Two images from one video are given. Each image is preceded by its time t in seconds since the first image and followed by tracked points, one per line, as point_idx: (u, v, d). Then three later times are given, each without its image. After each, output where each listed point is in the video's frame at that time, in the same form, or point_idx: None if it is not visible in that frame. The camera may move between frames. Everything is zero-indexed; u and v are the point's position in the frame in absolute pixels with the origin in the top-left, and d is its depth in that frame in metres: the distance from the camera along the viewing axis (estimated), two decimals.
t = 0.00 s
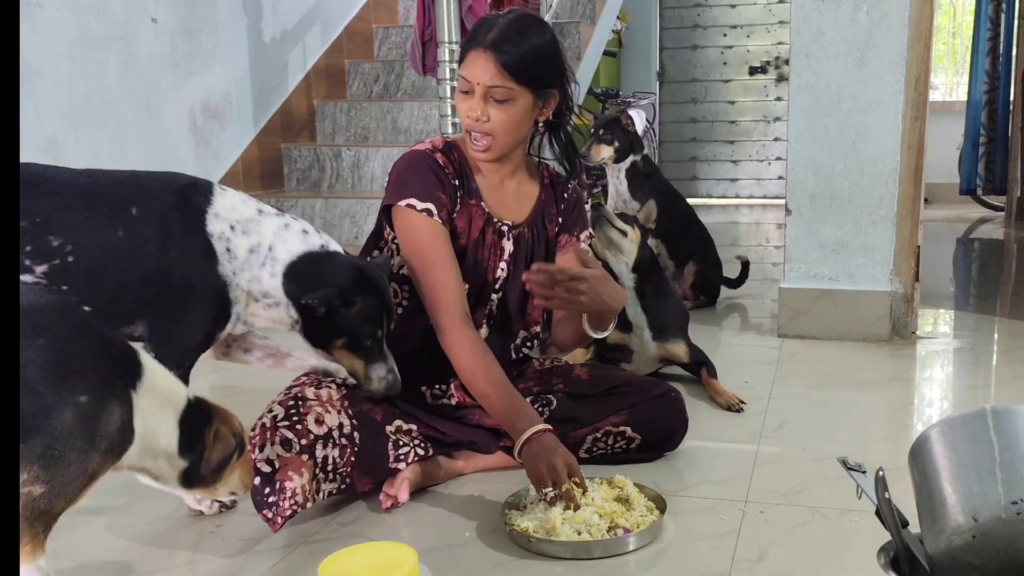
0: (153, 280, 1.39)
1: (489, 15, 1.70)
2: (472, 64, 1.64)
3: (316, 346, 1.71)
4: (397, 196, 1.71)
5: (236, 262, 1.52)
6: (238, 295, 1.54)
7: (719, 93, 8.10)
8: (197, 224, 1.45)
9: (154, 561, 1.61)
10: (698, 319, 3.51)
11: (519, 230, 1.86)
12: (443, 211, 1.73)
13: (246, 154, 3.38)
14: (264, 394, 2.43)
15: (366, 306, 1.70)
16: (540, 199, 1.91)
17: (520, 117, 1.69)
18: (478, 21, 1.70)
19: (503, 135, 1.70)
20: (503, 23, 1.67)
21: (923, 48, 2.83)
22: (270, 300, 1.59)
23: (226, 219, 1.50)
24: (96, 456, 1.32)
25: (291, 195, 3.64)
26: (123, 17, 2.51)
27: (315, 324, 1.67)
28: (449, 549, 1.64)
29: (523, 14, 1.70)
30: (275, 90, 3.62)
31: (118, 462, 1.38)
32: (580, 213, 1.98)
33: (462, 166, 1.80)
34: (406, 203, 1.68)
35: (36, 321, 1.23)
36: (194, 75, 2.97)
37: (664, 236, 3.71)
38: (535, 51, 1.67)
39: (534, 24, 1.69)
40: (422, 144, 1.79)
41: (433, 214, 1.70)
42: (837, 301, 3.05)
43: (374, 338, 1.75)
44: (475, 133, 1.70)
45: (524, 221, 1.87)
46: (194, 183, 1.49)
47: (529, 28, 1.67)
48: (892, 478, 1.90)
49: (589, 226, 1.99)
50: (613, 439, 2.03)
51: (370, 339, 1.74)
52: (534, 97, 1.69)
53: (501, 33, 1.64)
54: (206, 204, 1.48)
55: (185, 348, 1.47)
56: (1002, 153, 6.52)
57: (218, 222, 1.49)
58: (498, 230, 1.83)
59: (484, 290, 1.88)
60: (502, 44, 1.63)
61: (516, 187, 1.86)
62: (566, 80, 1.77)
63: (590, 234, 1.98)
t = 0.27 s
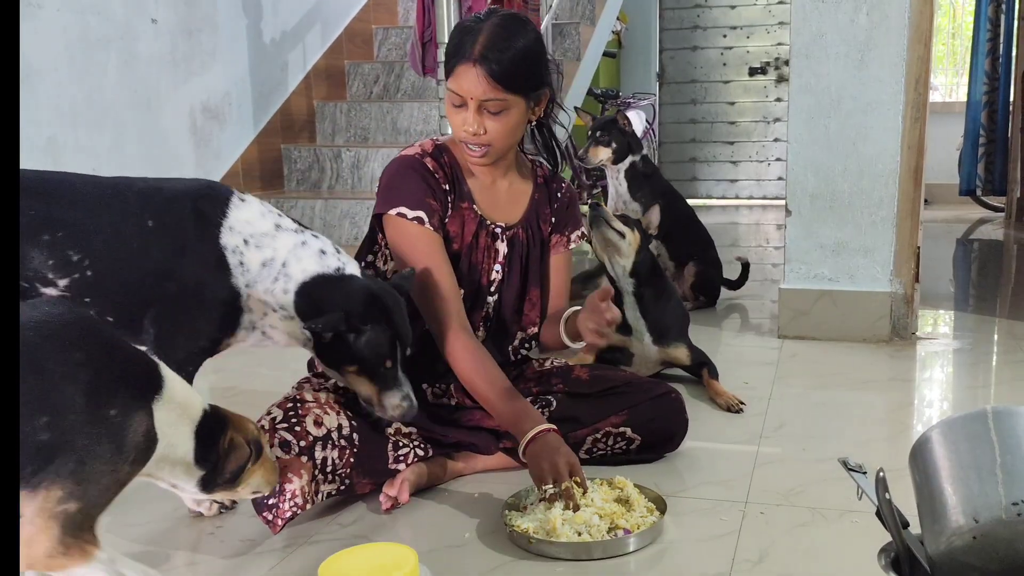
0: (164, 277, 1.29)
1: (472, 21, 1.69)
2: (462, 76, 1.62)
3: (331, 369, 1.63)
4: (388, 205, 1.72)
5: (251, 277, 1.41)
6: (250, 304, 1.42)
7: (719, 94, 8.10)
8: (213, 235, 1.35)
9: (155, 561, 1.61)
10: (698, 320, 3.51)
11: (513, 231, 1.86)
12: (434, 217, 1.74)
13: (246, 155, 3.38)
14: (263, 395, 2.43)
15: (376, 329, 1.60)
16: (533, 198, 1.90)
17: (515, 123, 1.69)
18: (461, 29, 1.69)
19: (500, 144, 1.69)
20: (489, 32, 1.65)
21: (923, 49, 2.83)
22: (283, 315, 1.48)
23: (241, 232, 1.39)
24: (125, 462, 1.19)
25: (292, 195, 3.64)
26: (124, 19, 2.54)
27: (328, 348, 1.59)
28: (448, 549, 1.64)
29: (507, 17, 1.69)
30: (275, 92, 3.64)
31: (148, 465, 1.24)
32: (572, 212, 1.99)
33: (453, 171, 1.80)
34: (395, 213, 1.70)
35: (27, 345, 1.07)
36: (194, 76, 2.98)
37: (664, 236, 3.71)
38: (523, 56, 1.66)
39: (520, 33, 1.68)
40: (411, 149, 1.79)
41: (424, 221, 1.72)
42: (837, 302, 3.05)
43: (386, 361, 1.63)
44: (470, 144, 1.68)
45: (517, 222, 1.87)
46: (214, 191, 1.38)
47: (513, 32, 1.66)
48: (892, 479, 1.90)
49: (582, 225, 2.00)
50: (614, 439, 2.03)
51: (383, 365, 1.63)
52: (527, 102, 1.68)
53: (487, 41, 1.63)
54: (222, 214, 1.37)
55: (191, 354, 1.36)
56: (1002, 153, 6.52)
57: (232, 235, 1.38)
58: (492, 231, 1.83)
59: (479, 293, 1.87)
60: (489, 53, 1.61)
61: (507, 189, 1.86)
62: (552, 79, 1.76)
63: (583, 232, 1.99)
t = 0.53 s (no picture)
0: (174, 273, 1.28)
1: (487, 25, 1.64)
2: (484, 89, 1.58)
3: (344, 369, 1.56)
4: (391, 212, 1.70)
5: (263, 277, 1.39)
6: (265, 307, 1.41)
7: (718, 95, 8.10)
8: (222, 239, 1.34)
9: (156, 562, 1.61)
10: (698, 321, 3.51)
11: (518, 236, 1.86)
12: (439, 225, 1.73)
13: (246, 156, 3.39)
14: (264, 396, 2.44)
15: (386, 334, 1.48)
16: (538, 203, 1.90)
17: (534, 133, 1.67)
18: (476, 34, 1.64)
19: (518, 154, 1.68)
20: (507, 41, 1.61)
21: (922, 50, 2.83)
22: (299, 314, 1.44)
23: (252, 232, 1.38)
24: (128, 448, 1.06)
25: (292, 196, 3.64)
26: (125, 20, 2.76)
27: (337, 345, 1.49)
28: (449, 550, 1.64)
29: (524, 23, 1.64)
30: (275, 93, 3.63)
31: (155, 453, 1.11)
32: (578, 216, 1.97)
33: (459, 177, 1.79)
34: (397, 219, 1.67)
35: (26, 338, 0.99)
36: (193, 76, 3.06)
37: (664, 237, 3.73)
38: (543, 65, 1.62)
39: (539, 41, 1.63)
40: (417, 155, 1.78)
41: (427, 230, 1.70)
42: (837, 303, 3.05)
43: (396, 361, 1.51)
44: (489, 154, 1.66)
45: (523, 227, 1.87)
46: (226, 195, 1.39)
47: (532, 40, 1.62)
48: (892, 480, 1.90)
49: (587, 228, 1.99)
50: (614, 441, 2.03)
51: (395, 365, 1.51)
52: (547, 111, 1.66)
53: (508, 52, 1.59)
54: (233, 217, 1.37)
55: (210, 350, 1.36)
56: (1002, 154, 6.52)
57: (244, 235, 1.37)
58: (497, 238, 1.83)
59: (483, 297, 1.89)
60: (512, 66, 1.57)
61: (513, 194, 1.85)
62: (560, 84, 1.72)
63: (587, 236, 1.97)
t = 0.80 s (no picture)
0: (190, 273, 1.22)
1: (508, 33, 1.60)
2: (505, 100, 1.56)
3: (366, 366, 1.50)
4: (397, 217, 1.68)
5: (275, 279, 1.31)
6: (279, 308, 1.34)
7: (719, 96, 8.10)
8: (236, 240, 1.26)
9: (156, 562, 1.61)
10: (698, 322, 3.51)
11: (526, 244, 1.84)
12: (442, 233, 1.71)
13: (246, 157, 3.38)
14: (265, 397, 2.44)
15: (402, 332, 1.42)
16: (548, 211, 1.87)
17: (552, 145, 1.64)
18: (497, 42, 1.60)
19: (535, 166, 1.65)
20: (531, 52, 1.57)
21: (922, 51, 2.83)
22: (316, 314, 1.37)
23: (265, 234, 1.29)
24: (116, 432, 1.10)
25: (292, 197, 3.64)
26: (126, 21, 2.69)
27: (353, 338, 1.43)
28: (449, 551, 1.64)
29: (547, 33, 1.61)
30: (275, 95, 3.64)
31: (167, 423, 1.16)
32: (587, 224, 1.95)
33: (469, 184, 1.76)
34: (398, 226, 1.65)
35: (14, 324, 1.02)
36: (193, 77, 3.03)
37: (664, 237, 3.73)
38: (564, 77, 1.59)
39: (562, 52, 1.60)
40: (426, 159, 1.75)
41: (430, 237, 1.68)
42: (837, 303, 3.05)
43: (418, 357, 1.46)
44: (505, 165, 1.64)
45: (531, 235, 1.85)
46: (237, 201, 1.29)
47: (555, 52, 1.59)
48: (892, 480, 1.90)
49: (596, 236, 1.97)
50: (614, 444, 2.03)
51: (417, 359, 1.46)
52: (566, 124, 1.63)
53: (531, 64, 1.56)
54: (244, 221, 1.28)
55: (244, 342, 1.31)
56: (1002, 155, 6.52)
57: (256, 237, 1.28)
58: (505, 245, 1.81)
59: (489, 303, 1.88)
60: (534, 79, 1.55)
61: (524, 202, 1.83)
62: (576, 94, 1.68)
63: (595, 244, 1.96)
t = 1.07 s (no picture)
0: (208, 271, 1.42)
1: (517, 31, 1.61)
2: (510, 96, 1.56)
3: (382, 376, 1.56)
4: (396, 217, 1.68)
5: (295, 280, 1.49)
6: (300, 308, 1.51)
7: (719, 97, 8.11)
8: (259, 241, 1.46)
9: (158, 561, 1.62)
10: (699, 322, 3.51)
11: (528, 245, 1.84)
12: (443, 233, 1.71)
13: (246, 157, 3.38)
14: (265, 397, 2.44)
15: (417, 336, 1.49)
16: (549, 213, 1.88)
17: (558, 144, 1.65)
18: (504, 40, 1.61)
19: (540, 164, 1.66)
20: (538, 52, 1.58)
21: (923, 51, 2.83)
22: (334, 318, 1.52)
23: (288, 235, 1.49)
24: (90, 429, 1.19)
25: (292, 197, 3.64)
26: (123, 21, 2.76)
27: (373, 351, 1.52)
28: (450, 552, 1.64)
29: (555, 33, 1.61)
30: (276, 95, 3.65)
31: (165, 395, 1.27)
32: (589, 224, 1.95)
33: (471, 185, 1.76)
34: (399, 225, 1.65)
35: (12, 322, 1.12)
36: (194, 78, 3.08)
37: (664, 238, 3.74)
38: (573, 76, 1.60)
39: (569, 52, 1.60)
40: (429, 158, 1.75)
41: (430, 238, 1.68)
42: (837, 304, 3.05)
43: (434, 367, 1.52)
44: (509, 163, 1.64)
45: (532, 236, 1.85)
46: (266, 200, 1.50)
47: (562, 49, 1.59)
48: (892, 481, 1.90)
49: (598, 237, 1.97)
50: (615, 445, 2.04)
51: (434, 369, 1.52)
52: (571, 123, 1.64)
53: (539, 60, 1.57)
54: (271, 219, 1.49)
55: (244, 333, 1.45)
56: (1003, 155, 6.52)
57: (279, 237, 1.48)
58: (506, 247, 1.81)
59: (490, 306, 1.87)
60: (542, 74, 1.55)
61: (526, 204, 1.83)
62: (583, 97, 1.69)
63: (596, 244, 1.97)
